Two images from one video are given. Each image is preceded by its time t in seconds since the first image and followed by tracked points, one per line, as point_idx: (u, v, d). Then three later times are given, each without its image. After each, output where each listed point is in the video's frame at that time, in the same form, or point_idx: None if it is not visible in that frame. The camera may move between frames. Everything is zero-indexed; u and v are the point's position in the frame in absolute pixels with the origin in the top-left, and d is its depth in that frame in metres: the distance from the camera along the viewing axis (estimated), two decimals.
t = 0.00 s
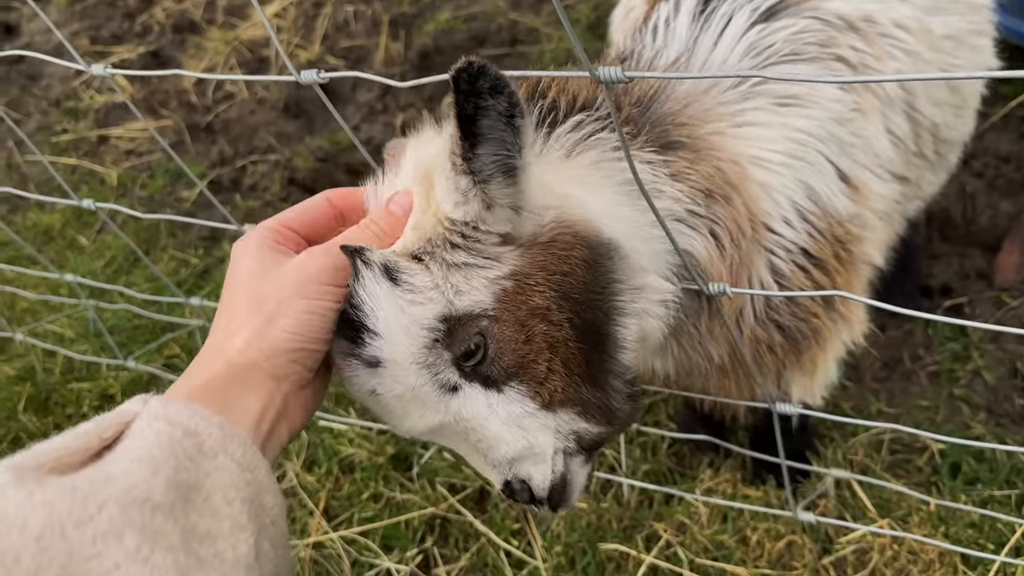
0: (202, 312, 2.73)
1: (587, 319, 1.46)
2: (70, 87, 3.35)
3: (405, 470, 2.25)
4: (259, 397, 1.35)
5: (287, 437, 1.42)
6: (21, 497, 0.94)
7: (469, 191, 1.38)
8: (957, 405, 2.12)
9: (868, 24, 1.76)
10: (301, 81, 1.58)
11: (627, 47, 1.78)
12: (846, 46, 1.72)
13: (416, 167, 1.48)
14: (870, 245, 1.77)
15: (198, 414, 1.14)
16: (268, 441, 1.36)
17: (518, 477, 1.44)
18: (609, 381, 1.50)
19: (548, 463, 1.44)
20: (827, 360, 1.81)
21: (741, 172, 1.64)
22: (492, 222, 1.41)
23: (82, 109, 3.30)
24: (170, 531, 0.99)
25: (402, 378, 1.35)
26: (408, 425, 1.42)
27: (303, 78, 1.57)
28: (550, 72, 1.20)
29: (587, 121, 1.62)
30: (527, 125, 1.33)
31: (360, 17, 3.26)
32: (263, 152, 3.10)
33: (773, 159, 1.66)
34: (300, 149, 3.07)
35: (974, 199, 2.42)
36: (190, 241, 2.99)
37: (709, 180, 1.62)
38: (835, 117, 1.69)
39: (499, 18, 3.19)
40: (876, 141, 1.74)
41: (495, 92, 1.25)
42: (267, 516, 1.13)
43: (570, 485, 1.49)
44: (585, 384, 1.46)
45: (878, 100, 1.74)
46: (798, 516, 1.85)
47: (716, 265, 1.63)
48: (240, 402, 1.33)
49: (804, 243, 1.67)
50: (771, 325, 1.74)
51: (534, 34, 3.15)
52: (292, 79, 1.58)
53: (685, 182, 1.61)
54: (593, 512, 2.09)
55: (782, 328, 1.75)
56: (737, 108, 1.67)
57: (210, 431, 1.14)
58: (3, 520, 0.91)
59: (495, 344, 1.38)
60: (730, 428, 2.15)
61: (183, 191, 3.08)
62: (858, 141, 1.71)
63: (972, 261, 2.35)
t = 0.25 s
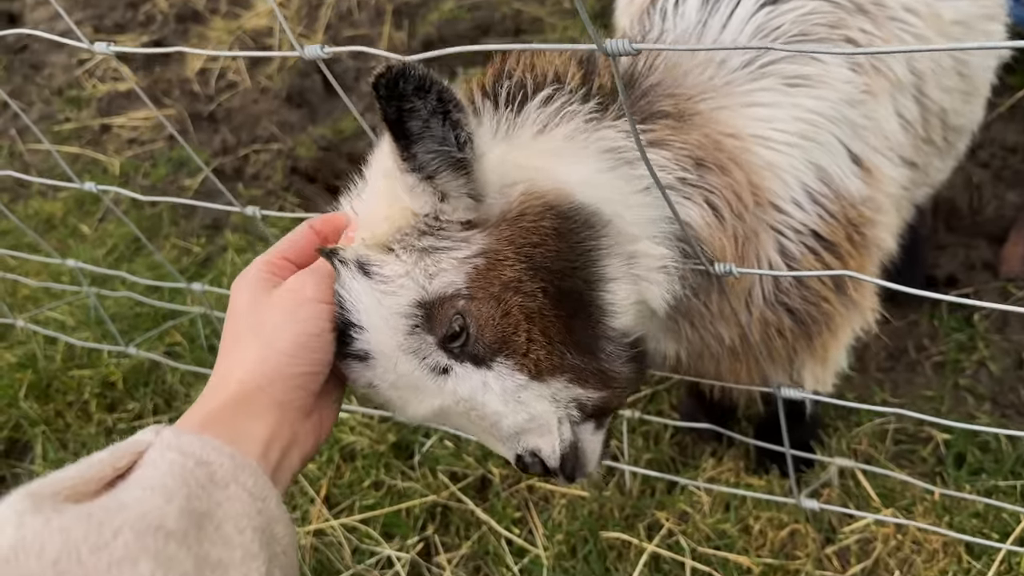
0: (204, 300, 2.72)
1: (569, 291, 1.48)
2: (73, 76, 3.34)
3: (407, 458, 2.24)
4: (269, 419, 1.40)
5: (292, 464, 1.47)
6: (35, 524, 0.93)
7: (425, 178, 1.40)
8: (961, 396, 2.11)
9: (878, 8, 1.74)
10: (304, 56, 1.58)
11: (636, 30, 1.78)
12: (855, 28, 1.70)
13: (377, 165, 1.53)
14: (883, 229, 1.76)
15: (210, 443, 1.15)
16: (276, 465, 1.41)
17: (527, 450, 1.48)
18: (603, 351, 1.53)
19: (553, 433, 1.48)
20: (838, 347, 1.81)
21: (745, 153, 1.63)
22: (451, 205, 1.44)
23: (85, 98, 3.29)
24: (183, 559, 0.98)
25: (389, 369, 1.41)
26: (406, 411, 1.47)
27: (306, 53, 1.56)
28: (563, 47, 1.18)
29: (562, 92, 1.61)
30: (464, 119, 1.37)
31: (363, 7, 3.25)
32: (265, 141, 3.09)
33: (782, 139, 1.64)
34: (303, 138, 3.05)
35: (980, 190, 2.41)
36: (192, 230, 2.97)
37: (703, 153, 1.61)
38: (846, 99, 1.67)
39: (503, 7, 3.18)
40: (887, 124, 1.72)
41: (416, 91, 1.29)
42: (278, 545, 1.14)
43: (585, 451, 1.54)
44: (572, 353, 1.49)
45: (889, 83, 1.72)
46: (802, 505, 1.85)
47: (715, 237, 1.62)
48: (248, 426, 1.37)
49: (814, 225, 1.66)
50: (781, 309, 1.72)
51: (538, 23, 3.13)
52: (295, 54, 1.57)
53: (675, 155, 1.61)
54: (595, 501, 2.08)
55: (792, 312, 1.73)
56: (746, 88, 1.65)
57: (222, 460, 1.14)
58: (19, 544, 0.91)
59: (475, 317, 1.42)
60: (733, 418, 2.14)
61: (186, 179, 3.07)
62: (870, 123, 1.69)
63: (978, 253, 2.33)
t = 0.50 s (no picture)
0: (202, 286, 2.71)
1: (538, 228, 1.45)
2: (72, 65, 3.32)
3: (404, 445, 2.23)
4: (275, 378, 1.33)
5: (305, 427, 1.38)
6: (28, 490, 0.84)
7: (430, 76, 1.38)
8: (962, 382, 2.10)
9: None
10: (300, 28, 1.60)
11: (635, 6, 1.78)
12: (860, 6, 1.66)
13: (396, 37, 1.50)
14: (882, 211, 1.75)
15: (213, 407, 1.05)
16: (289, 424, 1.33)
17: (440, 366, 1.49)
18: (545, 290, 1.51)
19: (471, 359, 1.48)
20: (835, 332, 1.81)
21: (750, 128, 1.61)
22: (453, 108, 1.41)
23: (84, 86, 3.27)
24: (183, 526, 0.89)
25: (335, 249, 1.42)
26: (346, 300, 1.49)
27: (303, 24, 1.59)
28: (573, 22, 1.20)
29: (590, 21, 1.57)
30: (494, 21, 1.34)
31: None
32: (265, 129, 3.08)
33: (784, 116, 1.62)
34: (303, 126, 3.04)
35: (982, 177, 2.40)
36: (190, 218, 2.96)
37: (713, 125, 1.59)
38: (849, 78, 1.64)
39: None
40: (888, 104, 1.70)
41: None
42: (285, 510, 1.04)
43: (491, 386, 1.53)
44: (517, 292, 1.46)
45: (891, 64, 1.69)
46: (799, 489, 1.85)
47: (714, 219, 1.63)
48: (253, 387, 1.30)
49: (814, 203, 1.65)
50: (773, 290, 1.71)
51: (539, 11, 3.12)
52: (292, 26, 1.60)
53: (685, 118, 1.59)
54: (593, 487, 2.08)
55: (785, 294, 1.72)
56: (750, 63, 1.61)
57: (225, 423, 1.04)
58: (12, 512, 0.82)
59: (434, 229, 1.41)
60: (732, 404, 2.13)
61: (185, 167, 3.05)
62: (871, 103, 1.67)
63: (979, 240, 2.32)
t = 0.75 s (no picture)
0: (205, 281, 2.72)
1: (537, 178, 1.46)
2: (74, 60, 3.33)
3: (406, 439, 2.23)
4: (273, 308, 1.27)
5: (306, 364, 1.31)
6: (15, 430, 0.81)
7: None
8: (962, 377, 2.11)
9: None
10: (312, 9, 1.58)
11: None
12: None
13: None
14: (895, 205, 1.75)
15: (208, 343, 1.02)
16: (288, 359, 1.26)
17: (380, 258, 1.54)
18: (513, 244, 1.53)
19: (411, 266, 1.53)
20: (850, 324, 1.81)
21: (779, 121, 1.60)
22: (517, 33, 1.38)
23: (86, 81, 3.28)
24: (177, 469, 0.86)
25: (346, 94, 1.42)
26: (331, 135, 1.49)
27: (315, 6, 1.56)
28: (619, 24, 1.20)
29: None
30: None
31: None
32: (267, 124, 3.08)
33: (808, 108, 1.62)
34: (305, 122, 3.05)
35: (983, 173, 2.40)
36: (192, 212, 2.96)
37: (744, 121, 1.58)
38: (865, 70, 1.65)
39: None
40: (900, 97, 1.71)
41: None
42: (285, 447, 1.01)
43: (417, 304, 1.58)
44: (486, 236, 1.49)
45: (901, 56, 1.70)
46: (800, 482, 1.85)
47: (740, 207, 1.63)
48: (251, 316, 1.23)
49: (839, 196, 1.65)
50: (799, 286, 1.72)
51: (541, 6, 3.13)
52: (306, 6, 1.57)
53: (728, 101, 1.58)
54: (593, 481, 2.09)
55: (809, 289, 1.72)
56: (773, 55, 1.60)
57: (222, 359, 1.01)
58: None
59: (441, 139, 1.41)
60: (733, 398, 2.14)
61: (187, 162, 3.06)
62: (885, 96, 1.68)
63: (979, 236, 2.32)
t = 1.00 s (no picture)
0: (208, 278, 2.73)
1: (520, 224, 1.48)
2: (76, 56, 3.33)
3: (409, 436, 2.24)
4: (308, 356, 1.33)
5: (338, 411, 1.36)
6: (74, 467, 0.85)
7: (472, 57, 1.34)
8: (964, 375, 2.11)
9: None
10: (309, 22, 1.61)
11: None
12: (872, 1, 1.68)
13: None
14: (892, 206, 1.76)
15: (248, 389, 1.06)
16: (323, 404, 1.31)
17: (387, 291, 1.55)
18: (505, 278, 1.56)
19: (414, 299, 1.55)
20: (847, 323, 1.82)
21: (773, 124, 1.60)
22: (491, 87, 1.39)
23: (88, 78, 3.28)
24: (223, 506, 0.90)
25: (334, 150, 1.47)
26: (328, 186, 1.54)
27: (312, 19, 1.60)
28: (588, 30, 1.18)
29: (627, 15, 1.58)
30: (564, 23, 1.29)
31: None
32: (268, 121, 3.08)
33: (804, 111, 1.61)
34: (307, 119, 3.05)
35: (985, 170, 2.40)
36: (195, 210, 2.96)
37: (729, 128, 1.59)
38: (862, 73, 1.64)
39: None
40: (898, 99, 1.71)
41: None
42: (319, 491, 1.05)
43: (424, 327, 1.61)
44: (477, 276, 1.52)
45: (900, 58, 1.70)
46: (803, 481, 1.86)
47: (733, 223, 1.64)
48: (287, 365, 1.30)
49: (832, 199, 1.66)
50: (792, 288, 1.72)
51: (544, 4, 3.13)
52: (301, 20, 1.60)
53: (711, 117, 1.59)
54: (596, 478, 2.09)
55: (802, 289, 1.73)
56: (767, 58, 1.60)
57: (261, 404, 1.05)
58: (60, 488, 0.82)
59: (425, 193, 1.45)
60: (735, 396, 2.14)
61: (189, 159, 3.06)
62: (882, 98, 1.68)
63: (981, 234, 2.33)
